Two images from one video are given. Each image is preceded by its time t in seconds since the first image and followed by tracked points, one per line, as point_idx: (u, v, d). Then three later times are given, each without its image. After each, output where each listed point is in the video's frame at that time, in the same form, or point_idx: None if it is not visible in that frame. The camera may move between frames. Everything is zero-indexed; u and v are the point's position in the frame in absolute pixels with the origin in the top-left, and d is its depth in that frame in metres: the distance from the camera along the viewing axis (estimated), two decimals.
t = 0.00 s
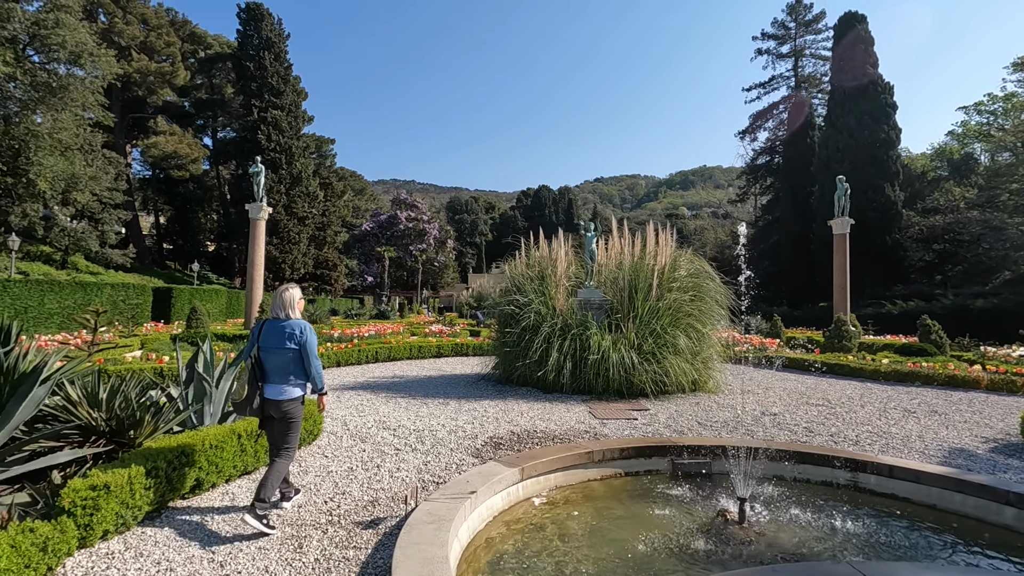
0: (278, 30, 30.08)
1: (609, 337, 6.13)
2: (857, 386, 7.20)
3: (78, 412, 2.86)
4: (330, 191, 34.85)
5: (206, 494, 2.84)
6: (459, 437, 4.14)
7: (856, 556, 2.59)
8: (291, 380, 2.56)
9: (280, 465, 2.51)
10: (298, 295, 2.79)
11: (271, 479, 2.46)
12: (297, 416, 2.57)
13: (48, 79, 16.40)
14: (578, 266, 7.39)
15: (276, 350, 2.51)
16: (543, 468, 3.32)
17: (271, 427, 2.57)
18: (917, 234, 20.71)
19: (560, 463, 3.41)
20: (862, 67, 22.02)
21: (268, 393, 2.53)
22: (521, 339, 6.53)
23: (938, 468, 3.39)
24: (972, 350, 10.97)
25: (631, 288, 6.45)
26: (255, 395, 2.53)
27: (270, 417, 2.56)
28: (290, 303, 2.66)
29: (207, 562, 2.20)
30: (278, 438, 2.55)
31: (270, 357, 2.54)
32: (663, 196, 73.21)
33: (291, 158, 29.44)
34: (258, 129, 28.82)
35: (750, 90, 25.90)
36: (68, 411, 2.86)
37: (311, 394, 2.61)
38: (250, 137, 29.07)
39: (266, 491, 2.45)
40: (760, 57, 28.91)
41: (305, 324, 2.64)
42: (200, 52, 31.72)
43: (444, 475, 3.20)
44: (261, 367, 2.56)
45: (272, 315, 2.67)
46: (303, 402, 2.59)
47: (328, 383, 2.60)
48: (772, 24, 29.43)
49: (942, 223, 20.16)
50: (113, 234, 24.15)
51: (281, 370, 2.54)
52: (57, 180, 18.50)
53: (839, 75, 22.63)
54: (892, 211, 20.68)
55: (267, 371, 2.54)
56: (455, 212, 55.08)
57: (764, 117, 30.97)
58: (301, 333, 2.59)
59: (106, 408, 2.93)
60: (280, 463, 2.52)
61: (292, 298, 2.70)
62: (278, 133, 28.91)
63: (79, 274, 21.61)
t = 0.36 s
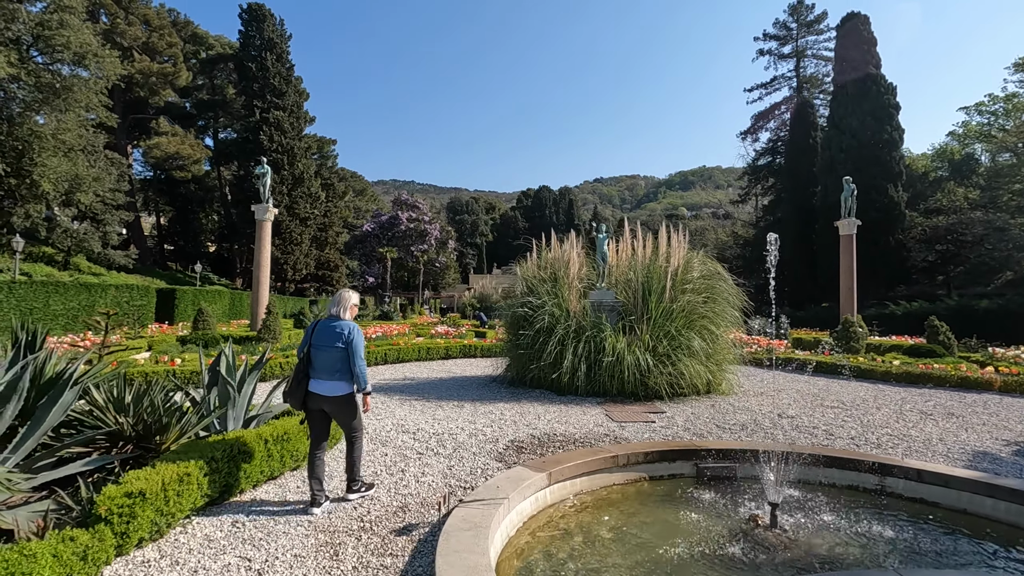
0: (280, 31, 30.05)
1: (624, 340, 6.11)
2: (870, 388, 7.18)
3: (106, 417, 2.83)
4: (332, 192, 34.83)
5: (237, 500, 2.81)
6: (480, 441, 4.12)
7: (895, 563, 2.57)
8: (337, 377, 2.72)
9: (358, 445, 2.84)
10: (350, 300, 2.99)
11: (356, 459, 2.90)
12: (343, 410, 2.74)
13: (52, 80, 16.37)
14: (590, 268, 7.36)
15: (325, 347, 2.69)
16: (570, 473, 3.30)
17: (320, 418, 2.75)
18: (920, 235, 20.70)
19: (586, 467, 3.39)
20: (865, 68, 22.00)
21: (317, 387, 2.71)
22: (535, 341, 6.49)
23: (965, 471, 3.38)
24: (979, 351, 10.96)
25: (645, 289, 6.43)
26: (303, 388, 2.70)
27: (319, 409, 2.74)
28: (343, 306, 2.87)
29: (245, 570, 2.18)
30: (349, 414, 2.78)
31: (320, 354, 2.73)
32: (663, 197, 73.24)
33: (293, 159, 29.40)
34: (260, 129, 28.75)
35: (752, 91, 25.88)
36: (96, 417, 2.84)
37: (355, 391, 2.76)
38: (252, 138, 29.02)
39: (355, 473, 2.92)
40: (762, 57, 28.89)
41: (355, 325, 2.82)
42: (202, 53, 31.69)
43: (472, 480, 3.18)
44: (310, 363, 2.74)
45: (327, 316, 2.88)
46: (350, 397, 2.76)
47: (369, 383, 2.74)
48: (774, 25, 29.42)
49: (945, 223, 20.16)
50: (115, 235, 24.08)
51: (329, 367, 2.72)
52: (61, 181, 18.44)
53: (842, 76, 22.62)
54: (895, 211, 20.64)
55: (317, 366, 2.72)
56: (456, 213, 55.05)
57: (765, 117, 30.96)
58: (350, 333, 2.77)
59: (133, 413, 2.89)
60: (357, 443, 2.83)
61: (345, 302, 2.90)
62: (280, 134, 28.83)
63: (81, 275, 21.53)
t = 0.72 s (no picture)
0: (283, 30, 30.03)
1: (639, 340, 6.11)
2: (883, 388, 7.17)
3: (139, 417, 2.85)
4: (335, 192, 34.83)
5: (270, 501, 2.82)
6: (501, 441, 4.12)
7: (930, 564, 2.57)
8: (399, 374, 2.90)
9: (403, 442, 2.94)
10: (409, 303, 3.18)
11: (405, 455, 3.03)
12: (404, 404, 2.89)
13: (58, 81, 16.37)
14: (602, 268, 7.37)
15: (385, 346, 2.88)
16: (597, 473, 3.31)
17: (385, 413, 2.93)
18: (923, 234, 20.71)
19: (612, 468, 3.40)
20: (869, 67, 21.98)
21: (380, 384, 2.89)
22: (549, 342, 6.50)
23: (991, 472, 3.38)
24: (988, 350, 10.94)
25: (659, 290, 6.41)
26: (368, 384, 2.88)
27: (383, 405, 2.91)
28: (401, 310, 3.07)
29: (285, 572, 2.20)
30: (399, 420, 2.90)
31: (382, 353, 2.91)
32: (663, 196, 73.22)
33: (296, 159, 29.39)
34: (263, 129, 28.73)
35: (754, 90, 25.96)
36: (129, 419, 2.85)
37: (416, 387, 2.93)
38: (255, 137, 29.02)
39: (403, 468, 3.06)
40: (765, 56, 28.87)
41: (413, 325, 3.00)
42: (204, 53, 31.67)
43: (499, 482, 3.19)
44: (373, 361, 2.92)
45: (388, 318, 3.09)
46: (411, 393, 2.92)
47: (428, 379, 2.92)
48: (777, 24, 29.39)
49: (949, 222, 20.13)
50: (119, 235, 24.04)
51: (391, 365, 2.90)
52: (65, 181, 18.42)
53: (845, 75, 22.60)
54: (899, 211, 20.61)
55: (380, 365, 2.90)
56: (457, 213, 55.05)
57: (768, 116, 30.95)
58: (409, 334, 2.96)
59: (164, 413, 2.91)
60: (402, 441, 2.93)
61: (405, 304, 3.09)
62: (283, 133, 28.80)
63: (86, 276, 21.50)
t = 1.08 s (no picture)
0: (285, 32, 30.07)
1: (654, 341, 6.15)
2: (893, 389, 7.22)
3: (177, 417, 2.88)
4: (336, 193, 34.85)
5: (306, 501, 2.86)
6: (524, 442, 4.15)
7: (962, 562, 2.61)
8: (453, 370, 3.09)
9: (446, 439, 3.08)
10: (463, 302, 3.34)
11: (443, 453, 3.12)
12: (456, 399, 3.08)
13: (64, 82, 16.41)
14: (614, 270, 7.41)
15: (441, 345, 3.06)
16: (624, 473, 3.35)
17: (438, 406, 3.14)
18: (925, 236, 20.80)
19: (638, 468, 3.43)
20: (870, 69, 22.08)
21: (433, 380, 3.09)
22: (564, 343, 6.54)
23: (1014, 472, 3.42)
24: (993, 351, 11.00)
25: (673, 292, 6.44)
26: (424, 379, 3.09)
27: (436, 399, 3.11)
28: (455, 311, 3.25)
29: (332, 569, 2.23)
30: (447, 417, 3.10)
31: (438, 350, 3.11)
32: (662, 197, 73.38)
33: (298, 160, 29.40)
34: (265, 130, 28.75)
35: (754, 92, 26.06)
36: (168, 419, 2.89)
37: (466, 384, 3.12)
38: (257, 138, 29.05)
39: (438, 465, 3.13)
40: (766, 59, 28.96)
41: (466, 324, 3.17)
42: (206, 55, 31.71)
43: (529, 482, 3.22)
44: (429, 358, 3.13)
45: (443, 316, 3.27)
46: (462, 388, 3.10)
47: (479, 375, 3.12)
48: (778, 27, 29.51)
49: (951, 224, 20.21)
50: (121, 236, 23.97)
51: (445, 362, 3.10)
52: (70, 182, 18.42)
53: (846, 77, 22.69)
54: (900, 212, 20.67)
55: (435, 361, 3.10)
56: (458, 214, 55.10)
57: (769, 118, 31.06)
58: (463, 334, 3.15)
59: (201, 415, 2.94)
60: (444, 437, 3.06)
61: (458, 307, 3.28)
62: (285, 135, 28.81)
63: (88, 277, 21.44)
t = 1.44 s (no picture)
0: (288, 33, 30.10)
1: (668, 343, 6.16)
2: (904, 390, 7.23)
3: (209, 419, 2.89)
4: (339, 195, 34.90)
5: (339, 501, 2.88)
6: (545, 443, 4.17)
7: (998, 564, 2.62)
8: (497, 368, 3.29)
9: (505, 427, 3.34)
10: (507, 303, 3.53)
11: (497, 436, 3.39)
12: (502, 394, 3.29)
13: (69, 85, 16.43)
14: (625, 272, 7.41)
15: (487, 345, 3.28)
16: (651, 473, 3.37)
17: (484, 400, 3.36)
18: (928, 237, 20.83)
19: (664, 469, 3.45)
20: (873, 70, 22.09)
21: (479, 377, 3.31)
22: (578, 344, 6.56)
23: None
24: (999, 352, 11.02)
25: (686, 294, 6.44)
26: (471, 376, 3.31)
27: (483, 394, 3.33)
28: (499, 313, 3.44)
29: (373, 570, 2.25)
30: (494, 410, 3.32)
31: (484, 349, 3.31)
32: (661, 198, 73.42)
33: (301, 161, 29.41)
34: (268, 132, 28.77)
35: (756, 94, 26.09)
36: (201, 421, 2.90)
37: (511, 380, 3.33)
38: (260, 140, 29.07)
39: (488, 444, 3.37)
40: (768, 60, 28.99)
41: (511, 325, 3.36)
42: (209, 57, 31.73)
43: (556, 484, 3.24)
44: (476, 356, 3.34)
45: (489, 316, 3.46)
46: (507, 385, 3.31)
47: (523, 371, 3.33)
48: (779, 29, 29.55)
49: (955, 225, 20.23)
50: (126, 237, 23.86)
51: (490, 360, 3.30)
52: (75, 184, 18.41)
53: (850, 79, 22.69)
54: (904, 214, 20.65)
55: (481, 360, 3.31)
56: (458, 215, 55.10)
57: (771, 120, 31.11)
58: (508, 334, 3.34)
59: (232, 417, 2.94)
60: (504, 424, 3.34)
61: (503, 308, 3.46)
62: (289, 136, 28.84)
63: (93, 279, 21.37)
